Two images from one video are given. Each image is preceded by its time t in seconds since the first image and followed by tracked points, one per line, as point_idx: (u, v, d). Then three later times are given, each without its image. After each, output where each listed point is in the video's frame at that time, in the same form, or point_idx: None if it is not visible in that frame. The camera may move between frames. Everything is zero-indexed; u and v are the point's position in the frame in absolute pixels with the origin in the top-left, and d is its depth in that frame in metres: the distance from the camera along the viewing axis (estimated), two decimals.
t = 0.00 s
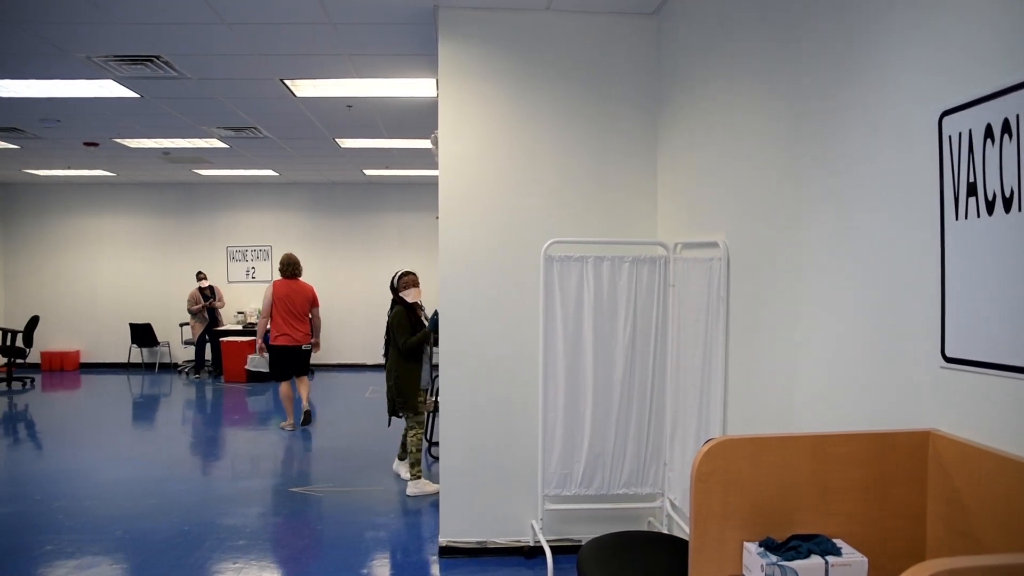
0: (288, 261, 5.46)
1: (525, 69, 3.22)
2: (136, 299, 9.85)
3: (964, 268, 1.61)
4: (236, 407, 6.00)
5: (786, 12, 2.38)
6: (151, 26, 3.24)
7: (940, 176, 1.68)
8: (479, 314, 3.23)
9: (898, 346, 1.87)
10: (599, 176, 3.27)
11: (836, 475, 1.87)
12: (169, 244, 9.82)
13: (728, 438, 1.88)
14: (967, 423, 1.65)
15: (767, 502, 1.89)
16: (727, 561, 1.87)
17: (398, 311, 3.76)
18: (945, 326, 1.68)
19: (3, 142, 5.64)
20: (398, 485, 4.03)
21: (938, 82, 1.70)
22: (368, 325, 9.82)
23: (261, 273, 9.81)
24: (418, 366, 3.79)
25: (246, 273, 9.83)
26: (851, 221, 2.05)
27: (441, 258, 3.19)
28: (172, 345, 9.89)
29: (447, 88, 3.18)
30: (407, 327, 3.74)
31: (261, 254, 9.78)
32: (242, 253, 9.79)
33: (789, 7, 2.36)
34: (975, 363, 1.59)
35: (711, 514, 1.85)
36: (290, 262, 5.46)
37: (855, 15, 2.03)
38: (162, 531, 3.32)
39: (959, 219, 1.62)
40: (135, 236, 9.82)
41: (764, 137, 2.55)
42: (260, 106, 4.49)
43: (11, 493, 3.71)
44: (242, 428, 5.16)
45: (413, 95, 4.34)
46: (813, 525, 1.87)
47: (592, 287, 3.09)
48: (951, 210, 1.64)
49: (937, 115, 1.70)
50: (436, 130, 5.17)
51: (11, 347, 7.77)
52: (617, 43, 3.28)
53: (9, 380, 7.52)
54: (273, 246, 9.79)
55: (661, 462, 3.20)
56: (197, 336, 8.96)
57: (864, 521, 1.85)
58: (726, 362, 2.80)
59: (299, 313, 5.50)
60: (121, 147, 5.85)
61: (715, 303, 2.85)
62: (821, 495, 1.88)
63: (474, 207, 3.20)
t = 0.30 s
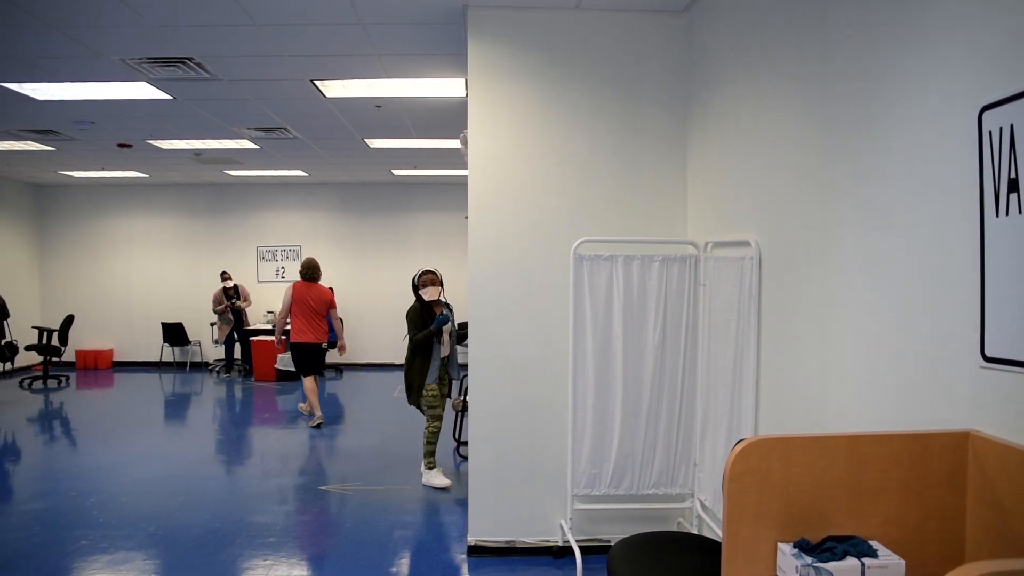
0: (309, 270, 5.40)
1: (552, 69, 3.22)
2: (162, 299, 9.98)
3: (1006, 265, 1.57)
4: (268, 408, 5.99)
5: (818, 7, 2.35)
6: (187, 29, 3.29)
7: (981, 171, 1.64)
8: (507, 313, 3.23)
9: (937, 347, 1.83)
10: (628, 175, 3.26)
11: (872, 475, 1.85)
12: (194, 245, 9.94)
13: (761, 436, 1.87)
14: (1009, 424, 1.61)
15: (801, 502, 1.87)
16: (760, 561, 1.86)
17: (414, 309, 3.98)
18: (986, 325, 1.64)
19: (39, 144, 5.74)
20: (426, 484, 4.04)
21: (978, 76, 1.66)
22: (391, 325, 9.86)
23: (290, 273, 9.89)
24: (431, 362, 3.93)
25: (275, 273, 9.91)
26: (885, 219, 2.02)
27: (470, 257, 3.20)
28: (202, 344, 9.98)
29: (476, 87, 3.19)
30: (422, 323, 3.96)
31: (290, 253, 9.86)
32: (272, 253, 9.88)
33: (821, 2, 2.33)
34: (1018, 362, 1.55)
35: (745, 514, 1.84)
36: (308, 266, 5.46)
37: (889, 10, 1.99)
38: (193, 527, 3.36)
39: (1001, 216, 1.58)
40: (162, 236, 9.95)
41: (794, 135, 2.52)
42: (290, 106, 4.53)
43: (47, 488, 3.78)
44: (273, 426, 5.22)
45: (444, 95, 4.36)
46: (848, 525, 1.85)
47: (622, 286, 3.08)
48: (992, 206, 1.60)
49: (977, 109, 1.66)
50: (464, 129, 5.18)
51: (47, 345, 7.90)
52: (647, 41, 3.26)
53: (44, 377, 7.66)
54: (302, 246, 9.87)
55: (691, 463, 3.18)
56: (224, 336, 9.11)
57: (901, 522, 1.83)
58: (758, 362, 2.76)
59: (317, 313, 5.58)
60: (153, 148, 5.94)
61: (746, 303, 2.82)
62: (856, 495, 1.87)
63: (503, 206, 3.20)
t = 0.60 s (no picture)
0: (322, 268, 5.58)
1: (574, 68, 3.21)
2: (184, 299, 10.08)
3: None
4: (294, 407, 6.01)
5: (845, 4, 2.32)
6: (216, 32, 3.33)
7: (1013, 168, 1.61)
8: (531, 313, 3.24)
9: (968, 348, 1.79)
10: (651, 174, 3.25)
11: (901, 476, 1.84)
12: (216, 245, 10.04)
13: (788, 438, 1.86)
14: None
15: (828, 503, 1.86)
16: (787, 562, 1.85)
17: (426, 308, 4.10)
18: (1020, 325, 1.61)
19: (68, 146, 5.84)
20: (447, 483, 4.05)
21: (1010, 72, 1.64)
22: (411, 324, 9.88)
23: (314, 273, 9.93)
24: (440, 359, 3.98)
25: (299, 275, 9.95)
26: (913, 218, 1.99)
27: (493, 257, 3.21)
28: (228, 343, 10.07)
29: (499, 86, 3.20)
30: (434, 322, 4.07)
31: (313, 253, 9.92)
32: (295, 253, 9.94)
33: None
34: None
35: (771, 516, 1.84)
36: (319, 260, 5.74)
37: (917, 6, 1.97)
38: (220, 524, 3.40)
39: None
40: (184, 237, 10.07)
41: (818, 134, 2.50)
42: (314, 107, 4.56)
43: (77, 485, 3.84)
44: (298, 425, 5.26)
45: (470, 95, 4.36)
46: (876, 527, 1.84)
47: (646, 286, 3.08)
48: None
49: (1010, 106, 1.63)
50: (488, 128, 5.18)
51: (75, 344, 8.00)
52: (672, 39, 3.25)
53: (73, 376, 7.78)
54: (325, 246, 9.93)
55: (715, 463, 3.17)
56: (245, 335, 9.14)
57: (931, 523, 1.82)
58: (783, 363, 2.74)
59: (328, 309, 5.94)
60: (180, 150, 6.02)
61: (771, 303, 2.79)
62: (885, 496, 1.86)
63: (526, 206, 3.21)
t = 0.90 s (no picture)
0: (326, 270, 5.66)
1: (593, 68, 3.21)
2: (202, 299, 10.17)
3: None
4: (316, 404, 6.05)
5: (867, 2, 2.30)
6: (239, 34, 3.36)
7: None
8: (550, 312, 3.24)
9: (994, 349, 1.77)
10: (672, 173, 3.24)
11: (927, 478, 1.84)
12: (233, 246, 10.12)
13: (812, 439, 1.91)
14: None
15: (852, 504, 1.89)
16: (812, 562, 1.90)
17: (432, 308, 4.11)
18: None
19: (93, 147, 5.91)
20: (465, 482, 4.05)
21: None
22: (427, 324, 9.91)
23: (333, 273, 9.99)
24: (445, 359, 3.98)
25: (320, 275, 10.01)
26: (938, 216, 1.96)
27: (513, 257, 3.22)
28: (248, 342, 10.14)
29: (518, 86, 3.21)
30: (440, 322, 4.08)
31: (333, 253, 9.97)
32: (315, 253, 10.00)
33: None
34: None
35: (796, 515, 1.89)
36: (321, 261, 5.76)
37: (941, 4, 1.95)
38: (241, 522, 3.43)
39: None
40: (203, 237, 10.15)
41: (840, 133, 2.47)
42: (334, 107, 4.59)
43: (101, 482, 3.88)
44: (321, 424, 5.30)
45: (492, 94, 4.37)
46: (902, 528, 1.86)
47: (667, 286, 3.07)
48: None
49: None
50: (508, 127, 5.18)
51: (101, 343, 8.11)
52: (693, 38, 3.23)
53: (97, 374, 7.88)
54: (345, 246, 9.97)
55: (737, 463, 3.15)
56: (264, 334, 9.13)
57: (958, 527, 1.81)
58: (806, 364, 2.70)
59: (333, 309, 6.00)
60: (201, 151, 6.07)
61: (794, 303, 2.76)
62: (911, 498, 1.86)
63: (545, 206, 3.21)
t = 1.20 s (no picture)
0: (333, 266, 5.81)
1: (612, 67, 3.21)
2: (220, 299, 10.25)
3: None
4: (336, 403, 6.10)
5: None
6: (260, 35, 3.39)
7: None
8: (569, 311, 3.24)
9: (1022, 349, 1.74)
10: (692, 172, 3.23)
11: (955, 480, 1.88)
12: (251, 246, 10.19)
13: (838, 438, 1.95)
14: None
15: (879, 505, 1.93)
16: (836, 562, 1.93)
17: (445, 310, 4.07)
18: None
19: (115, 148, 5.98)
20: (482, 482, 4.06)
21: None
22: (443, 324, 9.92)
23: (352, 273, 10.05)
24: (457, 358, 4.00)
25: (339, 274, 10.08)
26: (964, 212, 1.93)
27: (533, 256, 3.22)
28: (269, 341, 10.20)
29: (537, 87, 3.21)
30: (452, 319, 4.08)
31: (352, 253, 10.02)
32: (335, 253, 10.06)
33: None
34: None
35: (821, 515, 1.92)
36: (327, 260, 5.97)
37: None
38: (260, 520, 3.44)
39: None
40: (222, 238, 10.23)
41: (863, 128, 2.44)
42: (354, 107, 4.61)
43: (124, 480, 3.92)
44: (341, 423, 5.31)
45: (514, 93, 4.37)
46: (929, 530, 1.90)
47: (687, 284, 3.06)
48: None
49: None
50: (528, 127, 5.18)
51: (123, 342, 8.19)
52: (713, 36, 3.22)
53: (120, 372, 7.97)
54: (364, 246, 10.02)
55: (758, 463, 3.12)
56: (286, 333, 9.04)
57: (985, 528, 1.86)
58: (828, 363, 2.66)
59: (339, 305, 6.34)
60: (222, 151, 6.13)
61: (817, 302, 2.72)
62: (938, 500, 1.90)
63: (565, 204, 3.21)
